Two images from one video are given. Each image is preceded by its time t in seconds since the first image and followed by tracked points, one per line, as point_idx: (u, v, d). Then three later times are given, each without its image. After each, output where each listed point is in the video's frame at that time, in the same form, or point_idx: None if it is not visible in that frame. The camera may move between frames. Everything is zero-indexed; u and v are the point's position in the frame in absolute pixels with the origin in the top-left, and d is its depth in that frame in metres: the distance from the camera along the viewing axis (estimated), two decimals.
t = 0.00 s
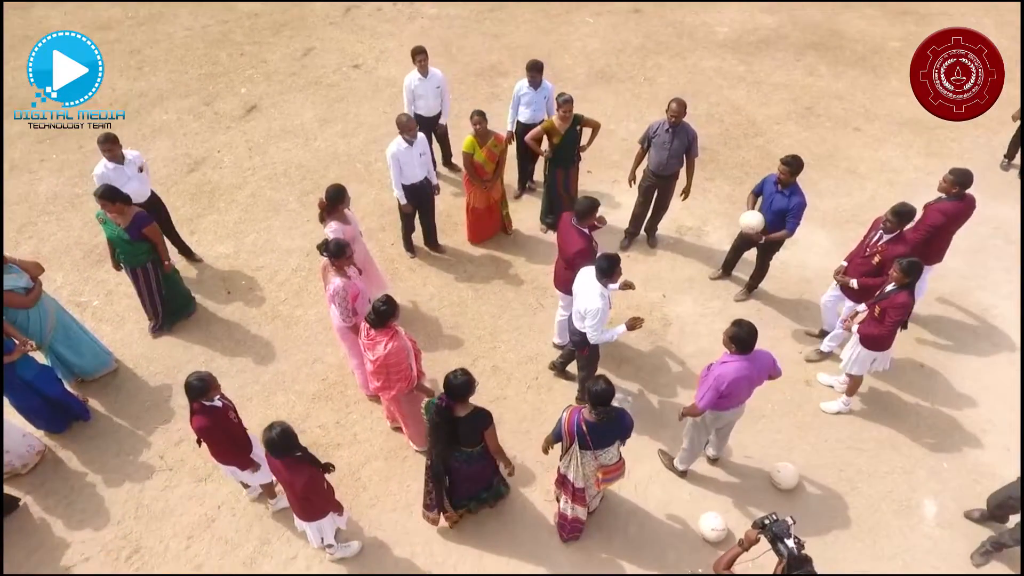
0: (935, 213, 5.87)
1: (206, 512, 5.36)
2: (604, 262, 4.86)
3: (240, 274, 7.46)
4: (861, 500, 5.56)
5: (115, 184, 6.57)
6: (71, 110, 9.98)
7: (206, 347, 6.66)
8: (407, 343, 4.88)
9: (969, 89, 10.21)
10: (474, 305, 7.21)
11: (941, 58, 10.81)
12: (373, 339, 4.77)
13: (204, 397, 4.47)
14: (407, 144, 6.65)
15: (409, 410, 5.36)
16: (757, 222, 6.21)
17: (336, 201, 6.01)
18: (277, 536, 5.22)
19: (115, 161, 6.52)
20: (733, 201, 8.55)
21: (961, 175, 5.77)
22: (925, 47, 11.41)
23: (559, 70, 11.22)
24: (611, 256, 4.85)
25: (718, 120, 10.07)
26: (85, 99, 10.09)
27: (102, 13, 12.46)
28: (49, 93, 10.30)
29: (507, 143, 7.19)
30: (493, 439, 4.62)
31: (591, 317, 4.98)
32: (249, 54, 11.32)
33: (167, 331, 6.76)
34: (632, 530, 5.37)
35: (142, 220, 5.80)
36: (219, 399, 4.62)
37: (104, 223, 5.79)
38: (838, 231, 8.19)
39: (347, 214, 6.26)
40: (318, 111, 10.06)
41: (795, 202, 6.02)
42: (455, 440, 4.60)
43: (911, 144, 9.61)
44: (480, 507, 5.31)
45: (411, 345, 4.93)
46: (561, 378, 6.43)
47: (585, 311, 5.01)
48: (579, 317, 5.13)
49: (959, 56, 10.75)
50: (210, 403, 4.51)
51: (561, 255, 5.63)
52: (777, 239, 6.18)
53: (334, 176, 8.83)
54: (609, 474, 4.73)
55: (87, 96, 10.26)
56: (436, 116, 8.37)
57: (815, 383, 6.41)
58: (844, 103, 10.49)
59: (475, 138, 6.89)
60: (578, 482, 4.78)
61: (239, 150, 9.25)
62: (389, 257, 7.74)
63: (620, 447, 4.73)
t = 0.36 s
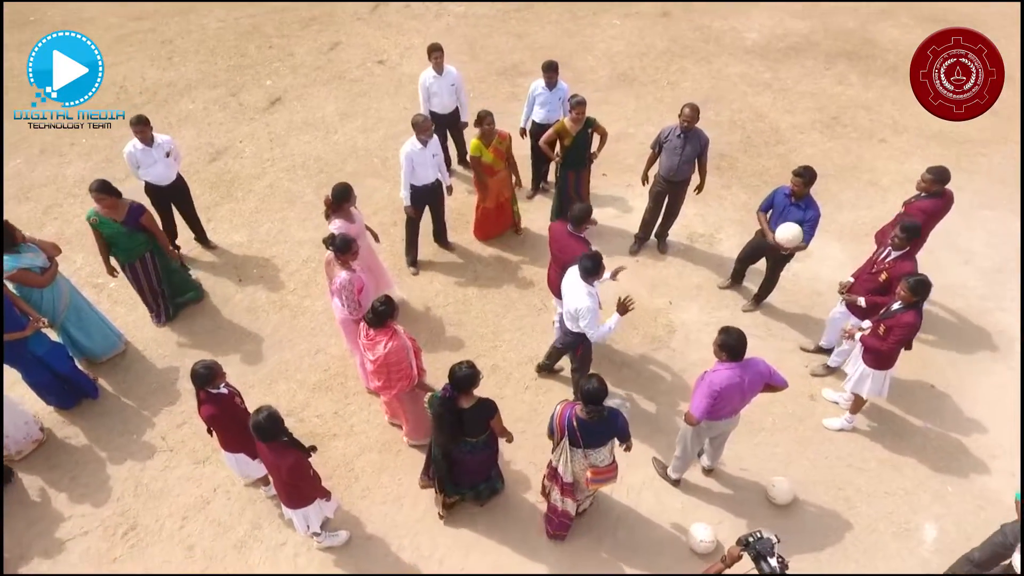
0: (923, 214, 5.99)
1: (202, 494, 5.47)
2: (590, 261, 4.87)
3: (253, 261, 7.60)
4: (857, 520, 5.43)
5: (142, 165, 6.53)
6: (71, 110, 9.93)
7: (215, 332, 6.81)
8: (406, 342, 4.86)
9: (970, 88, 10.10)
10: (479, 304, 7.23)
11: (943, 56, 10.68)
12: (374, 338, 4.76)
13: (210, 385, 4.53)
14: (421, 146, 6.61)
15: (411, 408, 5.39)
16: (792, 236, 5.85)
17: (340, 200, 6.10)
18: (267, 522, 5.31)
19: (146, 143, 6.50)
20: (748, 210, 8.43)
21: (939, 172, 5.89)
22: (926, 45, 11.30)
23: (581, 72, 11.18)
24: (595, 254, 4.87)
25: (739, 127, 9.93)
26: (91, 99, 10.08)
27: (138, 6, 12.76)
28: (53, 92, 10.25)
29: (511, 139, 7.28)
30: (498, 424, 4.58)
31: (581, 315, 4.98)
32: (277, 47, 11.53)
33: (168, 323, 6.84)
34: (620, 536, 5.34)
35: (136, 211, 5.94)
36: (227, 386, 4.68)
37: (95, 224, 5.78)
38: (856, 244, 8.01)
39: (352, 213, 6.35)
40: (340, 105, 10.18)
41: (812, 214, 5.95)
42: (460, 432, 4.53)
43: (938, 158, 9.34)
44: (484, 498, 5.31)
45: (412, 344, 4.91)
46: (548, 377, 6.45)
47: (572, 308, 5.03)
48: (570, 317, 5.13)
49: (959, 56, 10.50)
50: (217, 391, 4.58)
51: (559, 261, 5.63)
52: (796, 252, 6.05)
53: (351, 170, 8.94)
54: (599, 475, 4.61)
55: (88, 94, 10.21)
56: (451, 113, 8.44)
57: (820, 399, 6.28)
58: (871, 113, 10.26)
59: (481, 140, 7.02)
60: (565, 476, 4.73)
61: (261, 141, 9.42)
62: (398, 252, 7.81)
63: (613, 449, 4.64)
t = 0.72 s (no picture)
0: (909, 212, 6.35)
1: (198, 478, 5.59)
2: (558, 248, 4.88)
3: (264, 251, 7.73)
4: (852, 540, 5.32)
5: (159, 156, 6.66)
6: (71, 110, 9.94)
7: (222, 319, 6.95)
8: (406, 343, 4.91)
9: (970, 87, 10.14)
10: (483, 303, 7.25)
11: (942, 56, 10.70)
12: (374, 339, 4.78)
13: (212, 371, 4.69)
14: (420, 151, 6.73)
15: (406, 411, 5.37)
16: (776, 246, 5.81)
17: (352, 192, 6.10)
18: (259, 508, 5.40)
19: (163, 134, 6.59)
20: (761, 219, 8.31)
21: (924, 169, 6.19)
22: (926, 45, 11.30)
23: (602, 75, 11.12)
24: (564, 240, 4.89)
25: (759, 135, 9.79)
26: (85, 99, 10.01)
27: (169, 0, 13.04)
28: (50, 93, 10.21)
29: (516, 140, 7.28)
30: (488, 420, 4.54)
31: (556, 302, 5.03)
32: (303, 42, 11.71)
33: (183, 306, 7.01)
34: (607, 542, 5.31)
35: (130, 193, 6.05)
36: (229, 372, 4.80)
37: (102, 218, 5.83)
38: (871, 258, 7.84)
39: (363, 206, 6.34)
40: (359, 100, 10.30)
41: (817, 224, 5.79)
42: (449, 425, 4.51)
43: (965, 172, 9.09)
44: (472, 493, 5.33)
45: (411, 344, 4.97)
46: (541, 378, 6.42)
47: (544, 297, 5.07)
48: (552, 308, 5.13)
49: (959, 55, 10.53)
50: (218, 376, 4.71)
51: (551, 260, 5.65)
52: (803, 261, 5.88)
53: (366, 165, 9.04)
54: (582, 473, 4.64)
55: (89, 93, 10.21)
56: (468, 110, 8.39)
57: (821, 414, 6.16)
58: (898, 125, 10.02)
59: (487, 143, 6.98)
60: (551, 471, 4.79)
61: (280, 133, 9.57)
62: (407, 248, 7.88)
63: (597, 447, 4.64)
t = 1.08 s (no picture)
0: (900, 208, 6.16)
1: (192, 464, 5.70)
2: (532, 255, 4.86)
3: (273, 244, 7.86)
4: (841, 559, 5.22)
5: (171, 148, 6.97)
6: (72, 110, 10.00)
7: (228, 309, 7.09)
8: (386, 336, 4.94)
9: (970, 88, 10.30)
10: (484, 303, 7.27)
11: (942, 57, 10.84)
12: (353, 331, 4.83)
13: (212, 352, 4.75)
14: (429, 149, 6.69)
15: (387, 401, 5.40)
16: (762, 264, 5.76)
17: (363, 185, 5.98)
18: (250, 496, 5.49)
19: (172, 125, 6.90)
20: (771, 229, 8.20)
21: (909, 162, 6.00)
22: (926, 46, 11.43)
23: (621, 78, 11.06)
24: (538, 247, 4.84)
25: (776, 143, 9.65)
26: (84, 100, 10.06)
27: None
28: (50, 93, 10.32)
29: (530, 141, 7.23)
30: (460, 417, 4.72)
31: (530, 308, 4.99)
32: (326, 38, 11.86)
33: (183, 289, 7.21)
34: (592, 548, 5.28)
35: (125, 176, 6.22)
36: (228, 354, 4.88)
37: (107, 204, 6.05)
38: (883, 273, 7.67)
39: (375, 200, 6.29)
40: (377, 97, 10.39)
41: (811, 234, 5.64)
42: (422, 414, 4.67)
43: (987, 188, 8.86)
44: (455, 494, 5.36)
45: (391, 338, 4.99)
46: (533, 381, 6.35)
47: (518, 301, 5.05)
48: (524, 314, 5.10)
49: (959, 57, 10.76)
50: (218, 357, 4.77)
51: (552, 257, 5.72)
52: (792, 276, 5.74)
53: (378, 162, 9.13)
54: (560, 473, 4.77)
55: (91, 91, 10.35)
56: (486, 109, 8.32)
57: (820, 429, 6.05)
58: (921, 137, 9.79)
59: (499, 144, 6.93)
60: (533, 472, 4.91)
61: (297, 128, 9.71)
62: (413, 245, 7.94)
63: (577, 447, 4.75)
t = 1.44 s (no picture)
0: (880, 215, 6.17)
1: (187, 451, 5.80)
2: (515, 255, 4.95)
3: (281, 237, 7.98)
4: None
5: (182, 139, 7.18)
6: (72, 111, 9.97)
7: (234, 300, 7.22)
8: (367, 327, 5.18)
9: (970, 89, 10.25)
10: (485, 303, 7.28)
11: (943, 57, 10.79)
12: (336, 319, 5.09)
13: (214, 342, 4.78)
14: (439, 145, 6.63)
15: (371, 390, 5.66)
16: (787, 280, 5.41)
17: (362, 185, 6.00)
18: (241, 484, 5.58)
19: (183, 117, 7.14)
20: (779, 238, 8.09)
21: (886, 168, 5.98)
22: (927, 45, 11.35)
23: (638, 81, 10.99)
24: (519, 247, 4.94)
25: (792, 152, 9.51)
26: (85, 100, 10.05)
27: None
28: (49, 93, 10.27)
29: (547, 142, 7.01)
30: (439, 415, 4.79)
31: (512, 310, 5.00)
32: (346, 35, 11.98)
33: (186, 279, 7.39)
34: (576, 554, 5.26)
35: (122, 165, 6.50)
36: (230, 344, 4.91)
37: (104, 188, 6.30)
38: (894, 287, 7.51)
39: (375, 201, 6.29)
40: (392, 95, 10.46)
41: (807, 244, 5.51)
42: (403, 408, 4.73)
43: (1008, 204, 8.63)
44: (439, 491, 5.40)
45: (372, 330, 5.22)
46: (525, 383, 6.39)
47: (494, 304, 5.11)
48: (500, 317, 5.15)
49: (959, 56, 10.62)
50: (220, 347, 4.78)
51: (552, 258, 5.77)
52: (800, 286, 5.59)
53: (390, 159, 9.20)
54: (541, 477, 4.83)
55: (91, 91, 10.30)
56: (499, 108, 8.19)
57: (817, 444, 5.94)
58: (942, 150, 9.57)
59: (513, 141, 6.76)
60: (515, 474, 4.97)
61: (311, 123, 9.82)
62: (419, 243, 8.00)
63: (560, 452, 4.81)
